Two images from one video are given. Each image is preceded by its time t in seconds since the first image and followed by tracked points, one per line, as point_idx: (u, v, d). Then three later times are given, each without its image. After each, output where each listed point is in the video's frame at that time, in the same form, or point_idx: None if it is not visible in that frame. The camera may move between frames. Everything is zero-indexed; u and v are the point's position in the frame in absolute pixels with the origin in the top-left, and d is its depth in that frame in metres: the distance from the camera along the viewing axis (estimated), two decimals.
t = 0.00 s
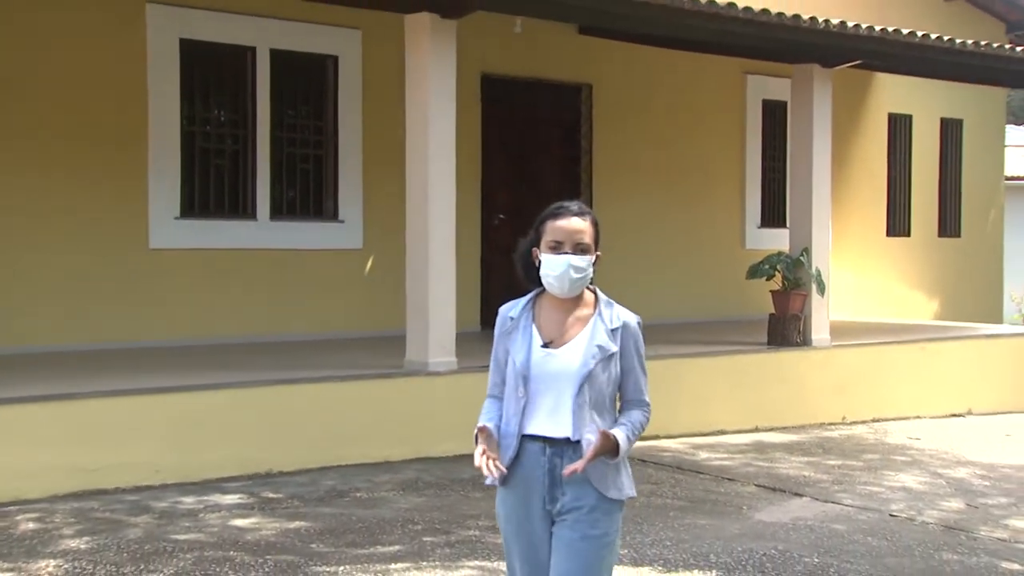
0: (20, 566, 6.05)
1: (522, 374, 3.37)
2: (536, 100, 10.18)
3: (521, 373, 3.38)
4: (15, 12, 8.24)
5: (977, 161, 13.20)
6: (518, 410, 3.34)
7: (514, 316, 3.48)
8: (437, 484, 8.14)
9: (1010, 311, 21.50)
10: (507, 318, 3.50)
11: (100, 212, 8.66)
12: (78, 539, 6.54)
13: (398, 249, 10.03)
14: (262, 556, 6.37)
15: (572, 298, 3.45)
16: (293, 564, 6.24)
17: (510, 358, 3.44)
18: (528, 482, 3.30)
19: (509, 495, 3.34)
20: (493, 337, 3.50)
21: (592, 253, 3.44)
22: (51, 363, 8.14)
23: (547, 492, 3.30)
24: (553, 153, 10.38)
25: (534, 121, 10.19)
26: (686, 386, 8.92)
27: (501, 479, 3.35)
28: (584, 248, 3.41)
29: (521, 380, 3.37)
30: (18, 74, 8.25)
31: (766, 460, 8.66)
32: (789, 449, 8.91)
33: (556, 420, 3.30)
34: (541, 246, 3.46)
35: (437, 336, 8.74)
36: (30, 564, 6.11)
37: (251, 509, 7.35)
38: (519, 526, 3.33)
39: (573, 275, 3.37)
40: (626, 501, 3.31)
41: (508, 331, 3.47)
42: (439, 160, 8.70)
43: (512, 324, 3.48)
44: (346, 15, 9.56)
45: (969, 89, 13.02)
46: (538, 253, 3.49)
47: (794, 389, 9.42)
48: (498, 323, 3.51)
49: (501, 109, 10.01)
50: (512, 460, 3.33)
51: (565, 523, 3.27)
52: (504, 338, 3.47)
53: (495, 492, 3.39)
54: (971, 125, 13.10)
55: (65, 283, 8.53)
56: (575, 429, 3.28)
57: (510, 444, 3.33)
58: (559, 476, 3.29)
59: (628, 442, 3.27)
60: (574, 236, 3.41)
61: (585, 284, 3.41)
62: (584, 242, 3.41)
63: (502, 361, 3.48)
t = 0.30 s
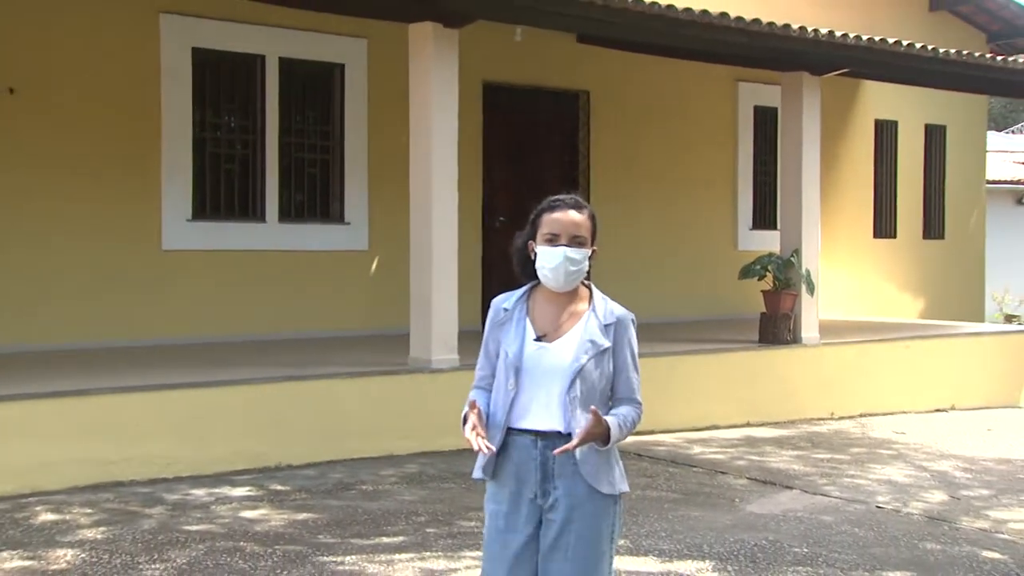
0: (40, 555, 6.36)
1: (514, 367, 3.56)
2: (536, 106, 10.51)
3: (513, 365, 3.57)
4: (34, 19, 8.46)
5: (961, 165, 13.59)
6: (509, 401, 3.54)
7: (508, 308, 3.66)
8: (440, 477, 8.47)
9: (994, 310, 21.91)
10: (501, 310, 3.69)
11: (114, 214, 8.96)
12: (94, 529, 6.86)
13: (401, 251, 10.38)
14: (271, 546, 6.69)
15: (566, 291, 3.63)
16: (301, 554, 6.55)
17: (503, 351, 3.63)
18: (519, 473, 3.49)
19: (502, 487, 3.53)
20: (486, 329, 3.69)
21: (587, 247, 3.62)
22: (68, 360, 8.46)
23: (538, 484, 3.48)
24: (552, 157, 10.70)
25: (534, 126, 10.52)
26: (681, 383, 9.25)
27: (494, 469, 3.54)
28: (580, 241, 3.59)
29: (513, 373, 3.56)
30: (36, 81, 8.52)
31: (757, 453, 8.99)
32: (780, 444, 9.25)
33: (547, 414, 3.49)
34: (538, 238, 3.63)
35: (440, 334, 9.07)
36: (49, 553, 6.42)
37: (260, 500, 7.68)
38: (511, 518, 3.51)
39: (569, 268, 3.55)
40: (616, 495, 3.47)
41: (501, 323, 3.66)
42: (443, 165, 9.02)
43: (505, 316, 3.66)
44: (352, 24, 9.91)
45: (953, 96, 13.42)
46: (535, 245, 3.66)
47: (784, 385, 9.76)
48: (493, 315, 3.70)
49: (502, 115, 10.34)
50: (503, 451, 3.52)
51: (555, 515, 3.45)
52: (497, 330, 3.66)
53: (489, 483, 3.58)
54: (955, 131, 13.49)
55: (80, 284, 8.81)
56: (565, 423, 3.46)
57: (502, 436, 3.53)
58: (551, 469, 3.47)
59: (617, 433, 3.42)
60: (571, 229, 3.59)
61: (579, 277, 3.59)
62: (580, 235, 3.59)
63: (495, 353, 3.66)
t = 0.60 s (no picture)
0: (60, 546, 6.68)
1: (517, 369, 3.48)
2: (538, 114, 10.87)
3: (516, 367, 3.49)
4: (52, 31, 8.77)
5: (947, 172, 14.02)
6: (512, 405, 3.46)
7: (506, 311, 3.59)
8: (444, 473, 8.81)
9: (976, 311, 22.35)
10: (499, 313, 3.61)
11: (129, 219, 9.28)
12: (112, 522, 7.18)
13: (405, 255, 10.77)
14: (281, 539, 7.01)
15: (563, 294, 3.55)
16: (310, 547, 6.87)
17: (503, 352, 3.55)
18: (520, 476, 3.41)
19: (499, 487, 3.44)
20: (483, 331, 3.60)
21: (580, 246, 3.54)
22: (85, 360, 8.80)
23: (540, 485, 3.40)
24: (553, 164, 11.05)
25: (534, 133, 10.88)
26: (677, 382, 9.59)
27: (493, 471, 3.44)
28: (572, 241, 3.52)
29: (516, 375, 3.48)
30: (55, 91, 8.84)
31: (750, 450, 9.34)
32: (773, 441, 9.59)
33: (552, 416, 3.42)
34: (530, 243, 3.56)
35: (444, 335, 9.41)
36: (69, 544, 6.74)
37: (271, 495, 8.02)
38: (509, 518, 3.42)
39: (563, 268, 3.46)
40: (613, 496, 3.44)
41: (500, 326, 3.58)
42: (447, 172, 9.35)
43: (503, 319, 3.58)
44: (359, 36, 10.28)
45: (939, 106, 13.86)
46: (528, 250, 3.59)
47: (776, 385, 10.10)
48: (490, 318, 3.62)
49: (504, 123, 10.68)
50: (504, 452, 3.43)
51: (555, 515, 3.39)
52: (496, 332, 3.57)
53: (484, 484, 3.47)
54: (941, 140, 13.93)
55: (96, 286, 9.14)
56: (570, 425, 3.40)
57: (504, 438, 3.44)
58: (553, 470, 3.40)
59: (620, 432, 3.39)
60: (562, 229, 3.52)
61: (575, 276, 3.49)
62: (572, 235, 3.52)
63: (493, 355, 3.58)
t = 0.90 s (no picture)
0: (78, 539, 6.99)
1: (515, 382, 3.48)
2: (539, 123, 11.23)
3: (512, 380, 3.49)
4: (70, 43, 9.09)
5: (935, 178, 14.42)
6: (511, 418, 3.46)
7: (495, 323, 3.57)
8: (448, 469, 9.15)
9: (962, 314, 22.78)
10: (486, 324, 3.58)
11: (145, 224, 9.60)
12: (128, 516, 7.50)
13: (411, 259, 11.20)
14: (291, 533, 7.31)
15: (549, 303, 3.62)
16: (318, 540, 7.16)
17: (495, 364, 3.54)
18: (521, 490, 3.43)
19: (499, 502, 3.44)
20: (472, 343, 3.57)
21: (566, 255, 3.61)
22: (101, 359, 9.13)
23: (541, 498, 3.44)
24: (553, 170, 11.40)
25: (535, 140, 11.23)
26: (673, 381, 9.93)
27: (492, 486, 3.44)
28: (558, 250, 3.58)
29: (514, 388, 3.48)
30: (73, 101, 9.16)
31: (744, 447, 9.68)
32: (766, 438, 9.94)
33: (550, 429, 3.46)
34: (516, 254, 3.61)
35: (448, 336, 9.74)
36: (87, 537, 7.05)
37: (282, 490, 8.35)
38: (508, 532, 3.43)
39: (551, 278, 3.52)
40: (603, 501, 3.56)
41: (491, 339, 3.56)
42: (452, 179, 9.69)
43: (493, 331, 3.57)
44: (366, 47, 10.65)
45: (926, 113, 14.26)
46: (513, 260, 3.63)
47: (768, 384, 10.45)
48: (476, 329, 3.58)
49: (506, 131, 11.03)
50: (505, 467, 3.43)
51: (555, 525, 3.45)
52: (488, 345, 3.55)
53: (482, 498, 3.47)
54: (928, 146, 14.33)
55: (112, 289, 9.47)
56: (569, 436, 3.46)
57: (505, 452, 3.44)
58: (553, 482, 3.45)
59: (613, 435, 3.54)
60: (548, 239, 3.57)
61: (563, 286, 3.57)
62: (558, 244, 3.58)
63: (481, 367, 3.56)
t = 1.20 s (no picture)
0: (96, 528, 7.08)
1: (496, 378, 3.39)
2: (539, 127, 11.58)
3: (493, 376, 3.40)
4: (87, 51, 9.41)
5: (921, 180, 14.85)
6: (492, 415, 3.37)
7: (475, 319, 3.49)
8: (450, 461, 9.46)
9: (946, 311, 23.54)
10: (466, 321, 3.50)
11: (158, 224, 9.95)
12: (142, 507, 7.61)
13: (415, 259, 11.57)
14: (298, 524, 7.40)
15: (531, 299, 3.53)
16: (324, 531, 7.26)
17: (476, 361, 3.45)
18: (502, 487, 3.33)
19: (481, 500, 3.34)
20: (452, 341, 3.49)
21: (545, 249, 3.53)
22: (115, 355, 9.43)
23: (524, 496, 3.33)
24: (551, 174, 11.74)
25: (534, 144, 11.58)
26: (668, 377, 10.28)
27: (472, 482, 3.34)
28: (537, 245, 3.50)
29: (495, 385, 3.39)
30: (91, 106, 9.49)
31: (736, 440, 10.03)
32: (757, 432, 10.29)
33: (533, 426, 3.37)
34: (494, 253, 3.52)
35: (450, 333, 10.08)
36: (104, 526, 7.14)
37: (289, 482, 8.53)
38: (490, 532, 3.32)
39: (533, 273, 3.44)
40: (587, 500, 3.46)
41: (472, 335, 3.48)
42: (454, 181, 10.02)
43: (474, 327, 3.49)
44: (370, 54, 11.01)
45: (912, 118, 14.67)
46: (492, 259, 3.54)
47: (759, 380, 10.82)
48: (456, 326, 3.51)
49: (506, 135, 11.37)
50: (485, 464, 3.33)
51: (538, 524, 3.34)
52: (468, 341, 3.47)
53: (463, 497, 3.36)
54: (914, 150, 14.75)
55: (125, 286, 9.78)
56: (552, 433, 3.37)
57: (486, 449, 3.34)
58: (536, 480, 3.35)
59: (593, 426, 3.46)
60: (525, 234, 3.49)
61: (544, 280, 3.48)
62: (536, 238, 3.50)
63: (462, 364, 3.47)
